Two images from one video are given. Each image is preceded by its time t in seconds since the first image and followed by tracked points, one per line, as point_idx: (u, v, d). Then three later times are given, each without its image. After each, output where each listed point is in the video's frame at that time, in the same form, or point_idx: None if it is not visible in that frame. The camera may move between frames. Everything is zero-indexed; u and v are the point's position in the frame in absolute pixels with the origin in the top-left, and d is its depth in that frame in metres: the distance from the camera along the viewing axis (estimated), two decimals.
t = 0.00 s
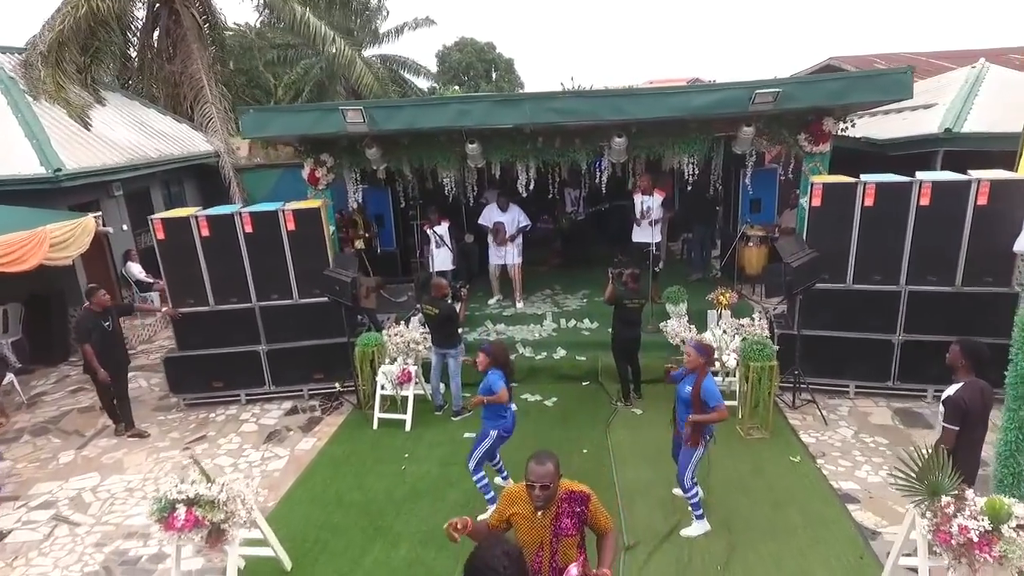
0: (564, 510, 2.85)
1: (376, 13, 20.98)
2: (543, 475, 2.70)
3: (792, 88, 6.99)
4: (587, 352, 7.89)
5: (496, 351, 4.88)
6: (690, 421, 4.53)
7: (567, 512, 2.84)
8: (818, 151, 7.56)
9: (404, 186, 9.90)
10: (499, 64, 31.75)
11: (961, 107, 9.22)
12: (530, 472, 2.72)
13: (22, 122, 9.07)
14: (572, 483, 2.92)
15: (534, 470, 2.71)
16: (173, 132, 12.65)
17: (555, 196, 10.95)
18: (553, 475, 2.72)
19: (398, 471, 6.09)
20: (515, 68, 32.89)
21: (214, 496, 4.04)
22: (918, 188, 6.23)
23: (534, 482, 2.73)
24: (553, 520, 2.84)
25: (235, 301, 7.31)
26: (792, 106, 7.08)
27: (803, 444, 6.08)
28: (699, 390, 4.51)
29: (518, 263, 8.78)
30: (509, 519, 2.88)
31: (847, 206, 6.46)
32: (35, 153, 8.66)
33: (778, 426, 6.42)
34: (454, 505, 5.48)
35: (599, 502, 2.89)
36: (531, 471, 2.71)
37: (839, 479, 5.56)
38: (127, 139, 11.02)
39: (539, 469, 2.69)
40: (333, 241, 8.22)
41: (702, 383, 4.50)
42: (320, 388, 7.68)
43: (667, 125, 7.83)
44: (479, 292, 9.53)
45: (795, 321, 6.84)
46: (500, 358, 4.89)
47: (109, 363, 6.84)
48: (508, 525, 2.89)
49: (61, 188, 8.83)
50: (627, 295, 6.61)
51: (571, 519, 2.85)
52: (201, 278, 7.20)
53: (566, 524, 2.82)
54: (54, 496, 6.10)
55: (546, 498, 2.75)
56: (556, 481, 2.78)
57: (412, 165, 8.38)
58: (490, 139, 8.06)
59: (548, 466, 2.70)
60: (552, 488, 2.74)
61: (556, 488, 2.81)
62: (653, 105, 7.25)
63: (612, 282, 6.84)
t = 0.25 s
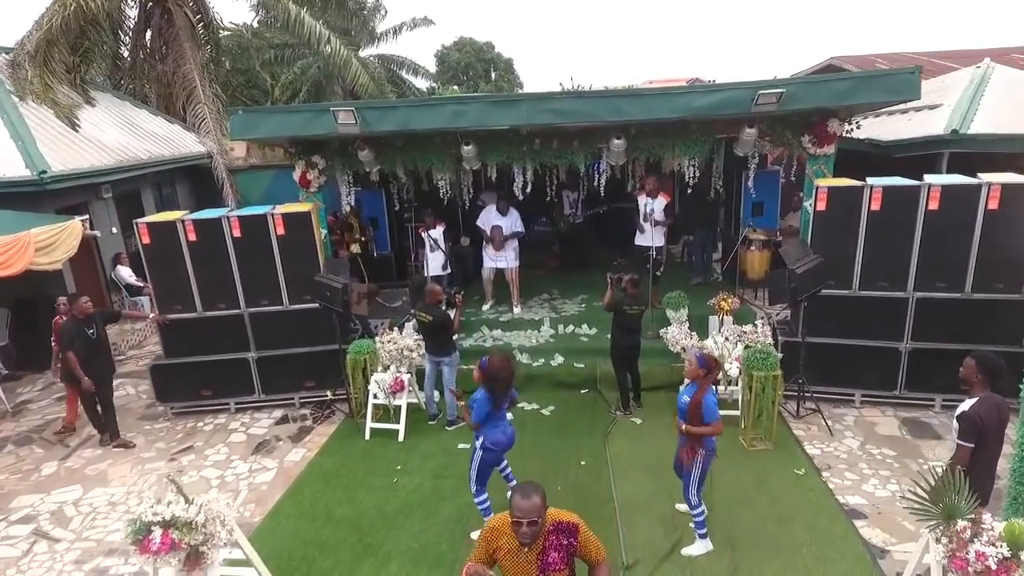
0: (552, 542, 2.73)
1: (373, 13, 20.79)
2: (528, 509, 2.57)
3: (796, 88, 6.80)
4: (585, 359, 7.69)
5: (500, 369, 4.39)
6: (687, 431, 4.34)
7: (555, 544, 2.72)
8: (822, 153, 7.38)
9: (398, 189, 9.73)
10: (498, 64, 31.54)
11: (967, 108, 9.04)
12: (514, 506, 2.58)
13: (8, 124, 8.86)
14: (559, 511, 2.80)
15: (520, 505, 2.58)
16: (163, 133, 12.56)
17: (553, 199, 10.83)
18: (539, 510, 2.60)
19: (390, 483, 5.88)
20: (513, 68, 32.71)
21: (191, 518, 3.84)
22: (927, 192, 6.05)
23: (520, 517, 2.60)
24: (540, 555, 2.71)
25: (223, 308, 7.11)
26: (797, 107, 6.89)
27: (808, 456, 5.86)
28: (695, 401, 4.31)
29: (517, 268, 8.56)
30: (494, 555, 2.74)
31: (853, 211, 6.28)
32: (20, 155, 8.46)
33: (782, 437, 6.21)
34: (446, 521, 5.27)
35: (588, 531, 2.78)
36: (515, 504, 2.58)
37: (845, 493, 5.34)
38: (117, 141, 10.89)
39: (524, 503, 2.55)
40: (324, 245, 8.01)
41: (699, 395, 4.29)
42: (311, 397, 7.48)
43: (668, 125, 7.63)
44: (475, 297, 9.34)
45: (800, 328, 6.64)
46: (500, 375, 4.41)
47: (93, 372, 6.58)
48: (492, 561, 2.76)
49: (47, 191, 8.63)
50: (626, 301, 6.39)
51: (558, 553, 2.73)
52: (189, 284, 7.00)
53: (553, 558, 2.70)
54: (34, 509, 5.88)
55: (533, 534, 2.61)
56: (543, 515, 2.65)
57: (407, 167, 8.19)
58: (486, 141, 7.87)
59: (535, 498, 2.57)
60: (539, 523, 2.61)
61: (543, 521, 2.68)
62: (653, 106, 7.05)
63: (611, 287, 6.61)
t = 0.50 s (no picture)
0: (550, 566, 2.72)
1: (371, 13, 20.71)
2: (524, 534, 2.57)
3: (797, 89, 6.69)
4: (582, 363, 7.58)
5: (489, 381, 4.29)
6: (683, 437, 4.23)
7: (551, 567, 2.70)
8: (823, 155, 7.26)
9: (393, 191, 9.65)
10: (497, 64, 31.43)
11: (969, 108, 8.94)
12: (509, 531, 2.58)
13: None
14: (554, 532, 2.81)
15: (514, 529, 2.57)
16: (157, 133, 12.48)
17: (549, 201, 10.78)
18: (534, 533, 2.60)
19: (383, 491, 5.76)
20: (513, 68, 32.61)
21: (174, 531, 3.72)
22: (930, 194, 5.94)
23: (515, 543, 2.59)
24: None
25: (215, 311, 7.01)
26: (797, 108, 6.78)
27: (809, 464, 5.74)
28: (690, 408, 4.22)
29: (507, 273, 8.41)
30: None
31: (854, 213, 6.19)
32: (10, 156, 8.35)
33: (782, 443, 6.09)
34: (439, 531, 5.15)
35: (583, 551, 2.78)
36: (510, 529, 2.57)
37: (847, 501, 5.22)
38: (110, 142, 10.81)
39: (520, 527, 2.55)
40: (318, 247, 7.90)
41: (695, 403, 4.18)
42: (304, 402, 7.38)
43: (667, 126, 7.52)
44: (472, 299, 9.24)
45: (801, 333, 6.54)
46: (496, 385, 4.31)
47: (82, 376, 6.44)
48: None
49: (38, 192, 8.51)
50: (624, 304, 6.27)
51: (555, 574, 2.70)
52: (180, 287, 6.90)
53: None
54: (22, 517, 5.75)
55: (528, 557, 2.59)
56: (539, 538, 2.65)
57: (402, 169, 8.08)
58: (482, 142, 7.76)
59: (529, 521, 2.58)
60: (536, 547, 2.61)
61: (538, 545, 2.67)
62: (651, 106, 6.94)
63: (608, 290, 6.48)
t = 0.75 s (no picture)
0: None
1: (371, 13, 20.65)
2: (530, 553, 2.53)
3: (798, 88, 6.63)
4: (582, 365, 7.52)
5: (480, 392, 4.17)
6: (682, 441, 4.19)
7: None
8: (824, 155, 7.21)
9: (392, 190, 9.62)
10: (497, 64, 31.37)
11: (972, 108, 8.88)
12: (514, 548, 2.55)
13: None
14: (561, 550, 2.82)
15: (520, 547, 2.54)
16: (156, 134, 12.46)
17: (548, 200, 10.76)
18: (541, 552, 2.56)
19: (380, 495, 5.70)
20: (514, 68, 32.56)
21: (166, 538, 3.65)
22: (933, 195, 5.88)
23: (521, 561, 2.55)
24: None
25: (212, 313, 6.95)
26: (799, 108, 6.72)
27: (811, 468, 5.67)
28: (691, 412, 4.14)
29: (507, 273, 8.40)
30: None
31: (856, 214, 6.13)
32: (6, 156, 8.29)
33: (784, 447, 6.03)
34: (437, 536, 5.08)
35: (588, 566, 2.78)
36: (516, 547, 2.54)
37: (849, 506, 5.14)
38: (107, 142, 10.76)
39: (526, 544, 2.53)
40: (316, 248, 7.84)
41: (695, 407, 4.07)
42: (302, 404, 7.33)
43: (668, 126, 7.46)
44: (471, 301, 9.18)
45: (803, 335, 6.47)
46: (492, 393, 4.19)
47: (77, 379, 6.39)
48: None
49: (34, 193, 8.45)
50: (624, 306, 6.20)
51: None
52: (177, 289, 6.85)
53: None
54: (15, 521, 5.68)
55: None
56: (545, 557, 2.61)
57: (401, 169, 8.02)
58: (481, 142, 7.70)
59: (535, 538, 2.56)
60: (542, 566, 2.57)
61: (545, 563, 2.63)
62: (652, 106, 6.88)
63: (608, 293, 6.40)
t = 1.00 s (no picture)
0: None
1: (369, 13, 20.62)
2: None
3: (797, 89, 6.60)
4: (580, 366, 7.50)
5: (472, 396, 4.15)
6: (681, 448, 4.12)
7: None
8: (823, 156, 7.20)
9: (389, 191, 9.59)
10: (496, 64, 31.35)
11: (971, 108, 8.86)
12: (524, 570, 2.59)
13: None
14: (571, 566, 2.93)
15: (530, 569, 2.57)
16: (152, 134, 12.42)
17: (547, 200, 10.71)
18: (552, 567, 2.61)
19: (377, 497, 5.67)
20: (513, 68, 32.54)
21: (160, 542, 3.62)
22: (933, 196, 5.86)
23: None
24: None
25: (208, 314, 6.92)
26: (798, 108, 6.70)
27: (810, 470, 5.65)
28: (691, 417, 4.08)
29: (511, 274, 8.39)
30: None
31: (854, 215, 6.12)
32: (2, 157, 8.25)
33: (782, 449, 6.00)
34: (434, 540, 5.05)
35: None
36: (526, 569, 2.58)
37: (848, 509, 5.12)
38: (103, 142, 10.72)
39: (536, 567, 2.56)
40: (313, 249, 7.80)
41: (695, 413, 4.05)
42: (298, 406, 7.30)
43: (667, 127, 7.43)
44: (469, 301, 9.16)
45: (801, 336, 6.45)
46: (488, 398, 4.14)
47: (75, 378, 6.33)
48: None
49: (30, 193, 8.40)
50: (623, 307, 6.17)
51: None
52: (173, 290, 6.81)
53: None
54: (10, 524, 5.64)
55: None
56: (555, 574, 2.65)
57: (398, 169, 7.99)
58: (478, 142, 7.67)
59: (546, 561, 2.57)
60: None
61: None
62: (650, 107, 6.85)
63: (608, 293, 6.36)
